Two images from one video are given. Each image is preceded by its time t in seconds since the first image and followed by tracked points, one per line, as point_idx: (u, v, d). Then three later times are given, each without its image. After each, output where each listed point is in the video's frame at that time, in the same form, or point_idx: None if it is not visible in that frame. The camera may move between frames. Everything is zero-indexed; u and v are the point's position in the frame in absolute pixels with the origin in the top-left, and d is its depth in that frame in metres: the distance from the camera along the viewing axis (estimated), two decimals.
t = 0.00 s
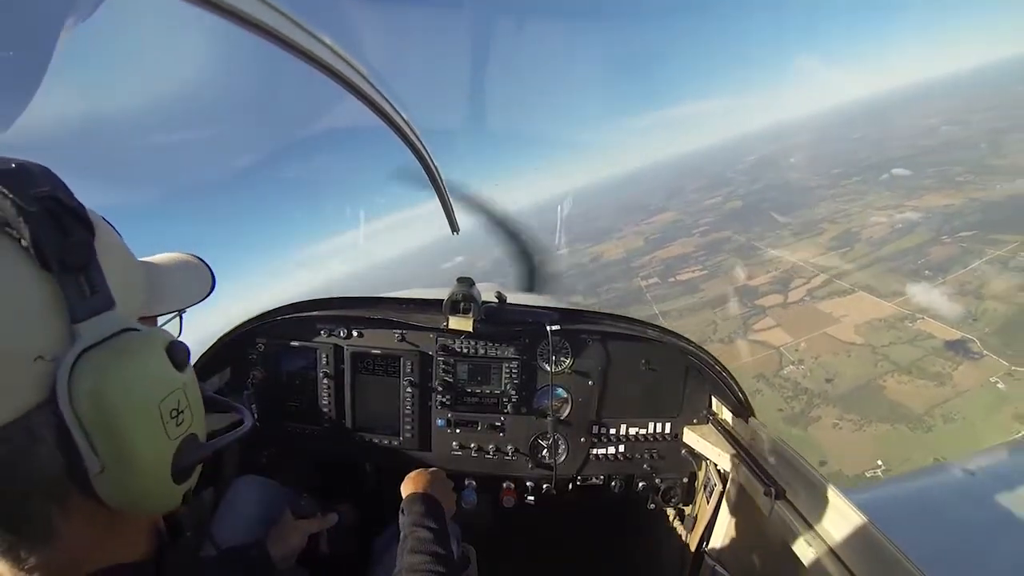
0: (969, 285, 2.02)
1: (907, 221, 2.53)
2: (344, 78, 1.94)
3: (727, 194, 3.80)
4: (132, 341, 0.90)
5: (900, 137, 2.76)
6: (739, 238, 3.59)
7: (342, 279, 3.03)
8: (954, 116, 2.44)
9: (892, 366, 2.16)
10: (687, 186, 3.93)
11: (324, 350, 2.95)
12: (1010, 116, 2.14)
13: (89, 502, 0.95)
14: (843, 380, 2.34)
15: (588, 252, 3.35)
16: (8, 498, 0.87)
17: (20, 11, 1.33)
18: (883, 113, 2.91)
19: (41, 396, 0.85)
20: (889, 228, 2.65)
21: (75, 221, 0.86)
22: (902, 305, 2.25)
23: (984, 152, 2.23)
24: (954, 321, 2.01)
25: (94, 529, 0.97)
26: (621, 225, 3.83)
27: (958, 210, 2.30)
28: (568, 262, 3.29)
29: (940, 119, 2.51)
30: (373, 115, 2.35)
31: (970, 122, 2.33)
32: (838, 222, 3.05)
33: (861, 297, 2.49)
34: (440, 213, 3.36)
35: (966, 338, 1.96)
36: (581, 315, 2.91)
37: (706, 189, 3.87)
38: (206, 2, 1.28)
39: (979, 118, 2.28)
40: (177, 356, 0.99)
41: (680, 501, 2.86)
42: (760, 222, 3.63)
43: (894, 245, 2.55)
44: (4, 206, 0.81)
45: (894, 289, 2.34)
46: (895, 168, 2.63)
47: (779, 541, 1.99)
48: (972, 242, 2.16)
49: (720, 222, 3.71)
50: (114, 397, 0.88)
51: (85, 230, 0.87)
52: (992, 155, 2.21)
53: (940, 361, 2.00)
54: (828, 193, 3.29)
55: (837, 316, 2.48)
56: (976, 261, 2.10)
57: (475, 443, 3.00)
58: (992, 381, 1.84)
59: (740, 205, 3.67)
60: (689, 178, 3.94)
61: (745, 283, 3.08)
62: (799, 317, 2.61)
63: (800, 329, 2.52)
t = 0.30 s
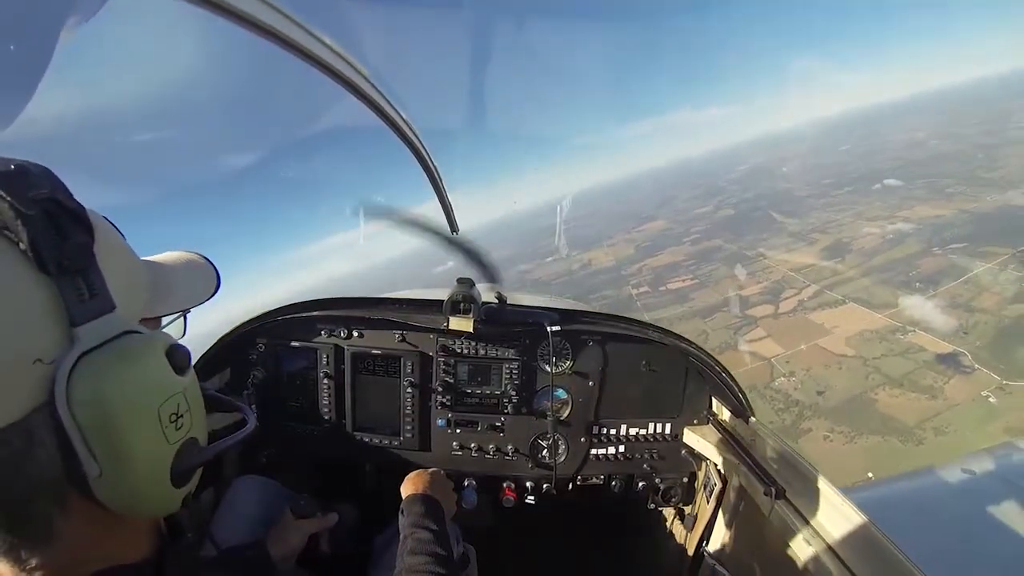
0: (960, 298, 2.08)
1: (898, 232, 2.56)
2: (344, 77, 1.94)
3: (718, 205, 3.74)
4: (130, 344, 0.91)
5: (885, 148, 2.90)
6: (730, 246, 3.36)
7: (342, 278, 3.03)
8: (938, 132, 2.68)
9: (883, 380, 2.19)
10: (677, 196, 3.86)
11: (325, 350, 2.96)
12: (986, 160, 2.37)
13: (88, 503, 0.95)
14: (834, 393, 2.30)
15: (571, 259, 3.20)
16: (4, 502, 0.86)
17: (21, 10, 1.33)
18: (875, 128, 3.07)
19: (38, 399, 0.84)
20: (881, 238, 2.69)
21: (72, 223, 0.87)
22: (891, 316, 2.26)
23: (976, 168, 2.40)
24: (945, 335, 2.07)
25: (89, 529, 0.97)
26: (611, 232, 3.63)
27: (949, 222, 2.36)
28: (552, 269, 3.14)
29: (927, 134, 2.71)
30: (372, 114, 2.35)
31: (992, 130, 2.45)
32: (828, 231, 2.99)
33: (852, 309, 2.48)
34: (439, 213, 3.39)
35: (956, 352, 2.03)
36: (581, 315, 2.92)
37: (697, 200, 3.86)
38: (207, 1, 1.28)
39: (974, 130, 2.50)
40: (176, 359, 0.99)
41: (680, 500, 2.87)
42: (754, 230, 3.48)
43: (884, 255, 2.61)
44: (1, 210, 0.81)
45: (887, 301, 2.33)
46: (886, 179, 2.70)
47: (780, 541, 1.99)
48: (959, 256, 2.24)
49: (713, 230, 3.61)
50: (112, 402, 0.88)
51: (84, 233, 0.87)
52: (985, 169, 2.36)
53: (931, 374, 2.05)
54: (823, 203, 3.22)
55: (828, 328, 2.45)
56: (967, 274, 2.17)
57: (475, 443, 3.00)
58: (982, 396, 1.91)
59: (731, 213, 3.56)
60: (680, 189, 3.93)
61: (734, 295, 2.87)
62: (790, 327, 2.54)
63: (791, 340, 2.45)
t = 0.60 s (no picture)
0: (953, 311, 2.08)
1: (891, 245, 2.55)
2: (345, 78, 1.94)
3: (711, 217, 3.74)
4: (122, 343, 0.90)
5: (883, 163, 2.95)
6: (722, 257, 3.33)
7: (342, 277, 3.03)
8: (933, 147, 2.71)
9: (875, 393, 2.21)
10: (670, 204, 3.84)
11: (325, 350, 2.95)
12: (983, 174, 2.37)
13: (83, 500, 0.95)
14: (824, 405, 2.28)
15: (562, 266, 3.14)
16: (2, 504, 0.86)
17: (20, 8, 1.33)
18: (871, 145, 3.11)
19: (30, 399, 0.84)
20: (873, 251, 2.66)
21: (64, 221, 0.87)
22: (881, 328, 2.22)
23: (968, 182, 2.39)
24: (937, 347, 2.07)
25: (84, 529, 0.97)
26: (601, 241, 3.50)
27: (940, 236, 2.33)
28: (544, 276, 3.14)
29: (921, 149, 2.75)
30: (373, 114, 2.35)
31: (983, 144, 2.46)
32: (819, 244, 2.96)
33: (845, 321, 2.42)
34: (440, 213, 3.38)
35: (947, 365, 2.03)
36: (581, 315, 2.92)
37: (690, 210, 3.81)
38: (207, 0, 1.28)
39: (964, 147, 2.52)
40: (169, 357, 0.99)
41: (680, 500, 2.87)
42: (745, 241, 3.47)
43: (878, 267, 2.60)
44: None
45: (880, 313, 2.31)
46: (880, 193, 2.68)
47: (780, 541, 1.99)
48: (952, 268, 2.22)
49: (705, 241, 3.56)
50: (103, 400, 0.87)
51: (76, 231, 0.88)
52: (977, 183, 2.36)
53: (923, 387, 2.05)
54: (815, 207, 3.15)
55: (818, 339, 2.43)
56: (958, 288, 2.15)
57: (475, 443, 3.00)
58: (974, 409, 1.88)
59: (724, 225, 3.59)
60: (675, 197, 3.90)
61: (730, 304, 2.90)
62: (781, 338, 2.54)
63: (781, 353, 2.48)
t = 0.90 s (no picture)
0: (944, 325, 2.19)
1: (885, 258, 2.61)
2: (344, 78, 1.94)
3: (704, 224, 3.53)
4: (120, 341, 0.90)
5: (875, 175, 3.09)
6: (715, 267, 3.20)
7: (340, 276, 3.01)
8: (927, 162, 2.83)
9: (865, 405, 2.25)
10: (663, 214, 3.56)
11: (324, 350, 2.95)
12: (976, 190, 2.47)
13: (83, 498, 0.95)
14: (815, 417, 2.30)
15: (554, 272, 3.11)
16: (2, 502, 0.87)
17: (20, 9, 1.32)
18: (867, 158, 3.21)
19: (29, 398, 0.84)
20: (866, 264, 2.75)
21: (63, 220, 0.87)
22: (874, 341, 2.34)
23: (961, 199, 2.49)
24: (926, 360, 2.17)
25: (85, 528, 0.98)
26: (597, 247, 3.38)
27: (934, 250, 2.46)
28: (536, 282, 3.08)
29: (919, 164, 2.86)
30: (373, 114, 2.35)
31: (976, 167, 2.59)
32: (812, 255, 2.93)
33: (838, 332, 2.51)
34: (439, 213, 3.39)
35: (939, 378, 2.10)
36: (581, 314, 2.92)
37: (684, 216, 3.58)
38: None
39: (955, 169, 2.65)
40: (168, 355, 0.98)
41: (680, 500, 2.87)
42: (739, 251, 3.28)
43: (871, 280, 2.67)
44: None
45: (873, 325, 2.41)
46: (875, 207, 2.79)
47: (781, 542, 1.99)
48: (943, 282, 2.37)
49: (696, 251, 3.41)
50: (101, 398, 0.87)
51: (75, 229, 0.88)
52: (971, 201, 2.43)
53: (913, 400, 2.12)
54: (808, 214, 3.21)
55: (810, 351, 2.50)
56: (950, 301, 2.30)
57: (474, 443, 3.00)
58: (965, 422, 1.95)
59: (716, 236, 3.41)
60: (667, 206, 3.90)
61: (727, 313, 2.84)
62: (774, 349, 2.59)
63: (776, 364, 2.52)
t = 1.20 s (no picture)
0: (934, 341, 2.13)
1: (876, 271, 2.57)
2: (345, 78, 1.94)
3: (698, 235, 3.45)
4: (124, 343, 0.90)
5: (872, 190, 2.86)
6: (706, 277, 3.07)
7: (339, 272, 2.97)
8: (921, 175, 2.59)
9: (855, 421, 2.20)
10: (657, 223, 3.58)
11: (324, 350, 2.95)
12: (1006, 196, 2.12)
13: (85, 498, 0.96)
14: (805, 431, 2.26)
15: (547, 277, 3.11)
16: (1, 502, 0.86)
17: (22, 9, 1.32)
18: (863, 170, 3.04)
19: (32, 400, 0.83)
20: (857, 278, 2.65)
21: (66, 221, 0.86)
22: (865, 355, 2.26)
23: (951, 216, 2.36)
24: (920, 377, 2.12)
25: (87, 529, 0.98)
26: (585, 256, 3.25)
27: (922, 264, 2.41)
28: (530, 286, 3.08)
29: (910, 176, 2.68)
30: (374, 115, 2.35)
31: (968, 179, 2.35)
32: (805, 268, 2.94)
33: (828, 346, 2.41)
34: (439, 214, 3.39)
35: (929, 395, 2.07)
36: (581, 315, 2.93)
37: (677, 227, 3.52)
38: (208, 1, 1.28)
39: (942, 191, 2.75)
40: (171, 355, 0.99)
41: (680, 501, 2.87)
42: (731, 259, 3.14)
43: (862, 294, 2.58)
44: None
45: (863, 339, 2.33)
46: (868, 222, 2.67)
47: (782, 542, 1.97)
48: (937, 297, 2.29)
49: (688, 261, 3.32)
50: (105, 400, 0.87)
51: (79, 230, 0.87)
52: (962, 216, 2.32)
53: (904, 418, 2.08)
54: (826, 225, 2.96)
55: (799, 364, 2.43)
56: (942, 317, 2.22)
57: (475, 443, 2.99)
58: (955, 440, 1.92)
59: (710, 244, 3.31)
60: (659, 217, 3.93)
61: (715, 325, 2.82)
62: (771, 362, 2.54)
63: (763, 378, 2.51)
